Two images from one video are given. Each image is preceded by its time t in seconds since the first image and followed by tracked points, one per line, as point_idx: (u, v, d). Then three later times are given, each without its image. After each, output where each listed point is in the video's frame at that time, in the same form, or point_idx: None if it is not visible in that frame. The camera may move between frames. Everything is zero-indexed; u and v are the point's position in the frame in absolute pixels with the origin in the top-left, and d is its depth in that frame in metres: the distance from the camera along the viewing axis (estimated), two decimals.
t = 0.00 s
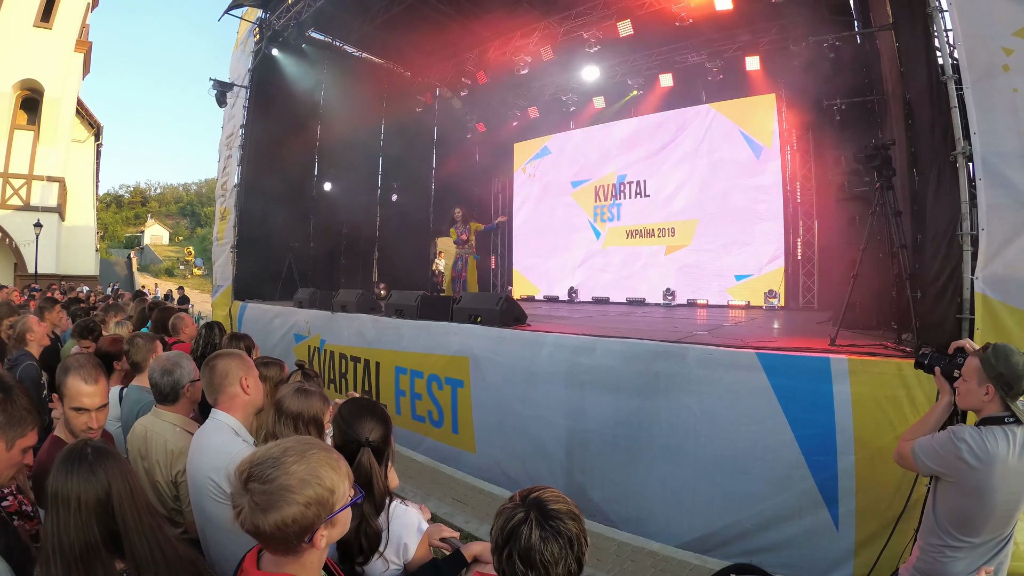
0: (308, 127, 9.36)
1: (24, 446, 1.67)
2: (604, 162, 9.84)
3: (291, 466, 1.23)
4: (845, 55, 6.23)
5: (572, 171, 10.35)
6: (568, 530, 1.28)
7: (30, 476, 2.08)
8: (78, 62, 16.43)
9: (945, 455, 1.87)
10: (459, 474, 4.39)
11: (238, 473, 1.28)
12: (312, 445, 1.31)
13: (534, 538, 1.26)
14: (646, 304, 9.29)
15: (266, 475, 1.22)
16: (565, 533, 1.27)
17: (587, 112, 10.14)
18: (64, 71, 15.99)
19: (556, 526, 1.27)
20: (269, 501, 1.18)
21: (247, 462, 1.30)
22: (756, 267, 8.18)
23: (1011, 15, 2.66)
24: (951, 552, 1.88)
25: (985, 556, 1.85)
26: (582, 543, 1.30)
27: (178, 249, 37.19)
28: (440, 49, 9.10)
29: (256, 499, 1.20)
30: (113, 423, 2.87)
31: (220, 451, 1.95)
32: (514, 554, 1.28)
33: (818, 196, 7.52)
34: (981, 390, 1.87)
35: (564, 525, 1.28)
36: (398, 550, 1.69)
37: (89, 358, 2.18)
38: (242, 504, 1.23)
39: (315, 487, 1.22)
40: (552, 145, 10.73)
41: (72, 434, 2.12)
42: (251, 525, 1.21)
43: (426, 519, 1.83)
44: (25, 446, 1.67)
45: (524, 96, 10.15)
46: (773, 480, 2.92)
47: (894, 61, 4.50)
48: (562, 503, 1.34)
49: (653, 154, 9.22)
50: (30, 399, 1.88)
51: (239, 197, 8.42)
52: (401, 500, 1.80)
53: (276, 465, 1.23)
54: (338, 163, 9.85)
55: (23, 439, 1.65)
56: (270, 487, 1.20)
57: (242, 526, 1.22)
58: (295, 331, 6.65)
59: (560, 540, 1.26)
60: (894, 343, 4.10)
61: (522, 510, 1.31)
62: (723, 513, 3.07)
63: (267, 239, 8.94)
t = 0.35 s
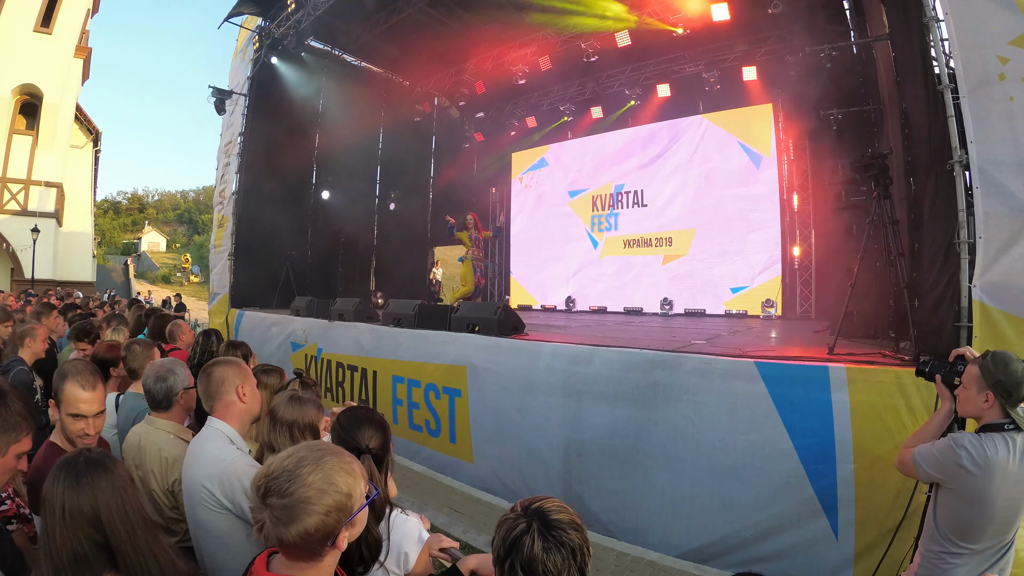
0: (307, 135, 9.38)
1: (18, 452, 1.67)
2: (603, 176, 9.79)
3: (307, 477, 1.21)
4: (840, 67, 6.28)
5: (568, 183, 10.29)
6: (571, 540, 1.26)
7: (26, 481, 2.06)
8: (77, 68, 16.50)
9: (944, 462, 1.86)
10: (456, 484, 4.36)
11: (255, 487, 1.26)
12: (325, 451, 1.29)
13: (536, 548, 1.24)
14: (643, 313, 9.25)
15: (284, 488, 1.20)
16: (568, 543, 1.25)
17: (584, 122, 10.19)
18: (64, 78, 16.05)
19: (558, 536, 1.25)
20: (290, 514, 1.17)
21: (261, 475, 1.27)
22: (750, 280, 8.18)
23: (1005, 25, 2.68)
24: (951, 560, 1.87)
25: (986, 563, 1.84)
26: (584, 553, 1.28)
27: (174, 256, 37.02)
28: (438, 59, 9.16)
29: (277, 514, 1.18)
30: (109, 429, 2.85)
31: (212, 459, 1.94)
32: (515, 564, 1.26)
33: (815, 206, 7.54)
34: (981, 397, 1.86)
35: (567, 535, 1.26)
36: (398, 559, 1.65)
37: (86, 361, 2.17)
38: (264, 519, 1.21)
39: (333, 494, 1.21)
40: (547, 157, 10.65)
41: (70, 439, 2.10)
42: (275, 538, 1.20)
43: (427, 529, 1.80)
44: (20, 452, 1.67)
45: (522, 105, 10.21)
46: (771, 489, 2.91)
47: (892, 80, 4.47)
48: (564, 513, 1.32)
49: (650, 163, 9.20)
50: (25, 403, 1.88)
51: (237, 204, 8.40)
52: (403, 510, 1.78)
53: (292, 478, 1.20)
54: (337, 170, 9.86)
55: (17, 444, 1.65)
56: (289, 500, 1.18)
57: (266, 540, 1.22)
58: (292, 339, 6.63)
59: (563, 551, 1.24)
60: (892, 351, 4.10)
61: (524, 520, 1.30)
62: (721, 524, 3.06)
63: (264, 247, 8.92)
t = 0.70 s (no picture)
0: (305, 137, 9.37)
1: (7, 462, 1.65)
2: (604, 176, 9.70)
3: (333, 488, 1.17)
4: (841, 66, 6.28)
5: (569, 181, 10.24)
6: (606, 557, 1.17)
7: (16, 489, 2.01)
8: (74, 68, 16.47)
9: (965, 463, 1.84)
10: (457, 487, 4.33)
11: (275, 496, 1.21)
12: (351, 462, 1.26)
13: (569, 565, 1.14)
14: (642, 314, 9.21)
15: (308, 499, 1.15)
16: (603, 561, 1.16)
17: (583, 123, 10.18)
18: (61, 78, 16.02)
19: (593, 552, 1.16)
20: (313, 526, 1.13)
21: (282, 482, 1.23)
22: (750, 282, 8.16)
23: (1012, 26, 2.67)
24: (973, 562, 1.82)
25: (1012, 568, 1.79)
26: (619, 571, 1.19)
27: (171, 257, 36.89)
28: (438, 60, 9.14)
29: (299, 525, 1.14)
30: (103, 433, 2.80)
31: (212, 469, 1.89)
32: None
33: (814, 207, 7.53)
34: (1001, 399, 1.84)
35: (602, 551, 1.17)
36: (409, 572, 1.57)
37: (77, 365, 2.13)
38: (283, 530, 1.17)
39: (359, 508, 1.18)
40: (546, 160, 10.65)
41: (63, 447, 2.06)
42: (294, 551, 1.16)
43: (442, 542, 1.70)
44: (9, 461, 1.65)
45: (522, 106, 10.20)
46: (778, 493, 2.88)
47: (893, 70, 4.50)
48: (598, 526, 1.24)
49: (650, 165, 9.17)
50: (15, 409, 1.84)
51: (235, 205, 8.37)
52: (414, 522, 1.69)
53: (317, 488, 1.17)
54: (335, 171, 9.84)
55: (4, 455, 1.62)
56: (313, 512, 1.14)
57: (284, 552, 1.17)
58: (290, 341, 6.59)
59: (598, 568, 1.15)
60: (897, 353, 4.07)
61: (556, 536, 1.19)
62: (727, 528, 3.03)
63: (262, 249, 8.88)
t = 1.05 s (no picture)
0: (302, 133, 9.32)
1: (5, 460, 1.64)
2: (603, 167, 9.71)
3: (349, 479, 1.16)
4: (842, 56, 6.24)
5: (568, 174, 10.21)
6: (617, 562, 1.11)
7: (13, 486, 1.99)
8: (70, 65, 16.41)
9: (974, 455, 1.83)
10: (459, 482, 4.32)
11: (289, 485, 1.20)
12: (367, 454, 1.24)
13: (575, 559, 1.11)
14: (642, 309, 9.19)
15: (324, 489, 1.14)
16: (612, 564, 1.10)
17: (582, 117, 10.15)
18: (57, 75, 15.95)
19: (604, 553, 1.11)
20: (328, 517, 1.12)
21: (297, 473, 1.22)
22: (749, 277, 8.16)
23: (1016, 18, 2.66)
24: (981, 553, 1.82)
25: (1016, 556, 1.79)
26: None
27: (168, 254, 36.81)
28: (436, 54, 9.10)
29: (313, 515, 1.12)
30: (101, 430, 2.79)
31: (214, 466, 1.88)
32: (549, 569, 1.14)
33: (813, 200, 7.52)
34: (1009, 389, 1.84)
35: (615, 555, 1.11)
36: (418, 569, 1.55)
37: (74, 359, 2.11)
38: (296, 520, 1.15)
39: (375, 501, 1.16)
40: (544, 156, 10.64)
41: (62, 442, 2.05)
42: (307, 543, 1.14)
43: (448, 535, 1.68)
44: (7, 460, 1.64)
45: (520, 100, 10.16)
46: (782, 485, 2.87)
47: (893, 63, 4.51)
48: (620, 529, 1.17)
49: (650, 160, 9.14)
50: (12, 404, 1.82)
51: (232, 200, 8.35)
52: (421, 515, 1.67)
53: (333, 478, 1.15)
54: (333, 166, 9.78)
55: (2, 453, 1.62)
56: (329, 502, 1.13)
57: (296, 542, 1.15)
58: (289, 336, 6.58)
59: (607, 568, 1.10)
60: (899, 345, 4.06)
61: (571, 526, 1.17)
62: (730, 521, 3.02)
63: (259, 246, 8.85)
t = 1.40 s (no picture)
0: (299, 130, 9.30)
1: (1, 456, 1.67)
2: (601, 164, 9.65)
3: (332, 466, 1.18)
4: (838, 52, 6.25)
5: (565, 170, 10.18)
6: (602, 564, 1.10)
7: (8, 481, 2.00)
8: (67, 64, 16.37)
9: (968, 450, 1.84)
10: (456, 478, 4.33)
11: (275, 475, 1.22)
12: (352, 442, 1.26)
13: (560, 554, 1.12)
14: (639, 305, 9.21)
15: (306, 477, 1.16)
16: (597, 565, 1.10)
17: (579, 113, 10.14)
18: (54, 74, 15.91)
19: (590, 554, 1.11)
20: (310, 504, 1.13)
21: (282, 462, 1.24)
22: (746, 273, 8.18)
23: (1013, 14, 2.63)
24: (976, 548, 1.84)
25: (1012, 551, 1.81)
26: None
27: (166, 253, 36.69)
28: (433, 51, 9.08)
29: (296, 503, 1.14)
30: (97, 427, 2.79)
31: (207, 459, 1.90)
32: (536, 561, 1.16)
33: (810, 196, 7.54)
34: (1004, 383, 1.85)
35: (601, 557, 1.11)
36: (411, 560, 1.57)
37: (70, 352, 2.12)
38: (281, 508, 1.17)
39: (357, 488, 1.18)
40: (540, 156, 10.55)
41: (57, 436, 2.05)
42: (291, 530, 1.16)
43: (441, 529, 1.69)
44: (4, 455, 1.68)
45: (518, 96, 10.15)
46: (778, 480, 2.89)
47: (893, 61, 4.41)
48: (614, 531, 1.16)
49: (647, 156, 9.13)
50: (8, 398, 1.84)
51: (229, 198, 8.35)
52: (413, 507, 1.68)
53: (316, 466, 1.17)
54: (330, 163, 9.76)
55: (0, 447, 1.65)
56: (311, 490, 1.14)
57: (281, 529, 1.17)
58: (287, 334, 6.58)
59: (593, 569, 1.10)
60: (895, 341, 4.08)
61: (563, 522, 1.18)
62: (726, 516, 3.04)
63: (256, 243, 8.86)
